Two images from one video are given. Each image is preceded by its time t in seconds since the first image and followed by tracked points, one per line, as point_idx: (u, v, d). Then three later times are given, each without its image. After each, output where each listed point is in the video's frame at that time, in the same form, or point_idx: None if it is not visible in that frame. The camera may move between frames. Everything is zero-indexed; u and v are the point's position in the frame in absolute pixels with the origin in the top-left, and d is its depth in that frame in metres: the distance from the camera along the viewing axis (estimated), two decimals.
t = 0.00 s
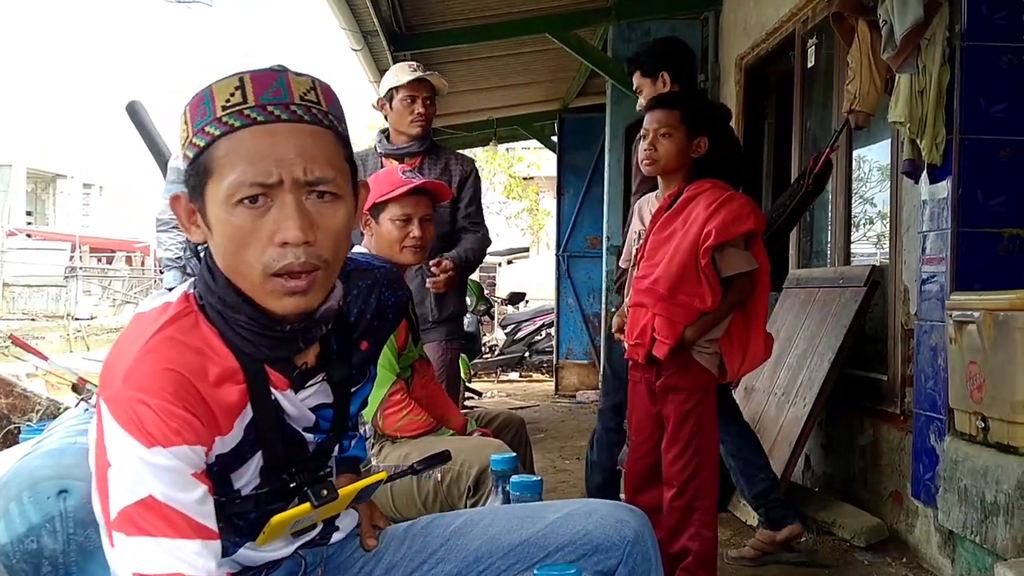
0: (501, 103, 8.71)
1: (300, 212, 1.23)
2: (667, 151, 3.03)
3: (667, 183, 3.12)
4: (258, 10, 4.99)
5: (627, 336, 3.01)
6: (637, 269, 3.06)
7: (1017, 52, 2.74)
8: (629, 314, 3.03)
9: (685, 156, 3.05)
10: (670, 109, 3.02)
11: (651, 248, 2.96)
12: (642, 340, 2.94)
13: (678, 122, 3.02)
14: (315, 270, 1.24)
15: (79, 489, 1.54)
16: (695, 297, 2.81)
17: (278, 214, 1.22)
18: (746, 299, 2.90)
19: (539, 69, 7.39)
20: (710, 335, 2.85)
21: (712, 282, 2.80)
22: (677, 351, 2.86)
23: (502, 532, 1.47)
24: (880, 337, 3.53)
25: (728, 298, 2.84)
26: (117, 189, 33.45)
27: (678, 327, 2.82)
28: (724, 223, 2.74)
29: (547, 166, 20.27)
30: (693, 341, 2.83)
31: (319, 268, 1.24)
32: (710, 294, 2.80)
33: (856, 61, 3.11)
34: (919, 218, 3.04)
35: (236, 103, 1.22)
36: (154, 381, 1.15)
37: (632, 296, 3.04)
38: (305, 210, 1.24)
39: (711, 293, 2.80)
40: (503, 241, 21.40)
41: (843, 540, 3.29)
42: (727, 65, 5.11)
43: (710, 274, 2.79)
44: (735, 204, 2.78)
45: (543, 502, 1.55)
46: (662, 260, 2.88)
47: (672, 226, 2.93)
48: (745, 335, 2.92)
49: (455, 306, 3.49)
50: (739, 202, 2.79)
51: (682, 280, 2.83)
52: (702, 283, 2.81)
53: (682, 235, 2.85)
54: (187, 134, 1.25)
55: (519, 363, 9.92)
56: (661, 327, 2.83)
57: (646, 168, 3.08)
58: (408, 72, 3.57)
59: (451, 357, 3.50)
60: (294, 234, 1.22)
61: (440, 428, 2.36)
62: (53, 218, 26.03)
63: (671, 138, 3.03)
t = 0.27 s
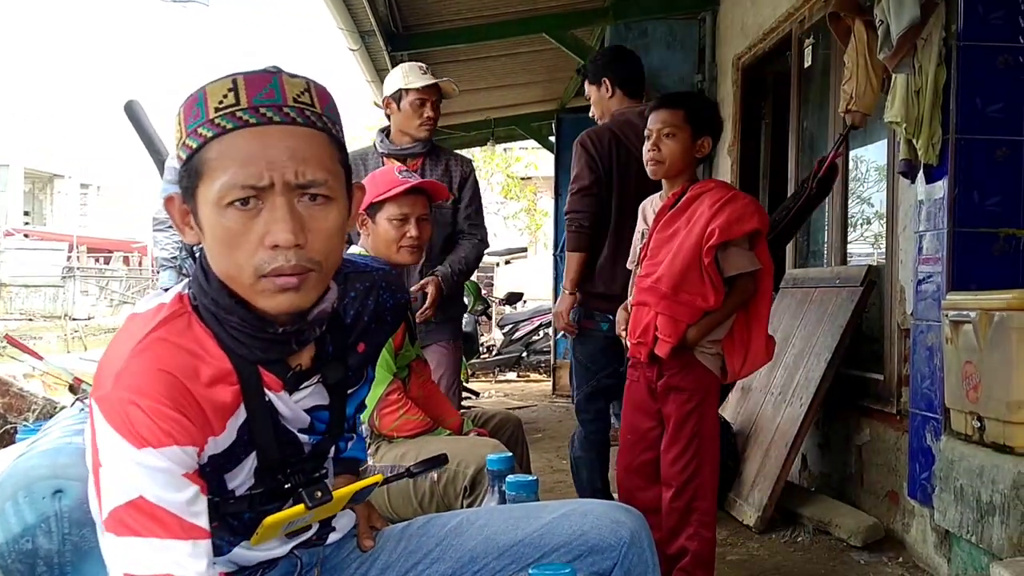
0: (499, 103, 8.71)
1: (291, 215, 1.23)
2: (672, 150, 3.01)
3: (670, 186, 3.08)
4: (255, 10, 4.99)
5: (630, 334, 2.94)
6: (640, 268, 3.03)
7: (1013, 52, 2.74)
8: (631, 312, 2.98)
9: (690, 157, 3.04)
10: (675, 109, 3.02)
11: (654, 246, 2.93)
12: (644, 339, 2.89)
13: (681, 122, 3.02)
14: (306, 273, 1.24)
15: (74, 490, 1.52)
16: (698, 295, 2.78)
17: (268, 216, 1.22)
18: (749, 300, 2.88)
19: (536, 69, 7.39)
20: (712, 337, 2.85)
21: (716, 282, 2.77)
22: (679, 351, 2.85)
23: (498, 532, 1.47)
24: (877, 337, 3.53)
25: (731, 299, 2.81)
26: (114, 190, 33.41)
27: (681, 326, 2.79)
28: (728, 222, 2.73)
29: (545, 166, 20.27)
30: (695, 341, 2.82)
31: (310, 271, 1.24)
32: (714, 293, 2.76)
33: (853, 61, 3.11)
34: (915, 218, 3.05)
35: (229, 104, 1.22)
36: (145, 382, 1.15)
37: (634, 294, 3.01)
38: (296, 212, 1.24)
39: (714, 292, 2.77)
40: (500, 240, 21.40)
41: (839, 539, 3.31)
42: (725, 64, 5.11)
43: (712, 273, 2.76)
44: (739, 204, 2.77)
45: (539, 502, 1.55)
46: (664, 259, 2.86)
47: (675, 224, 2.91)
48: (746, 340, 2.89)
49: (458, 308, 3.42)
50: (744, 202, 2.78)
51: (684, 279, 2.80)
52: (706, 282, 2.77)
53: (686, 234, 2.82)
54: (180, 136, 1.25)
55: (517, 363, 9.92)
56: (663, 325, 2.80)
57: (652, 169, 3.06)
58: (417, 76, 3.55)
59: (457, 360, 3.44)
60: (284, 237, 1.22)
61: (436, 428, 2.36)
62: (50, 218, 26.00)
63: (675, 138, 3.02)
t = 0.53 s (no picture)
0: (497, 102, 8.71)
1: (284, 212, 1.23)
2: (675, 151, 3.01)
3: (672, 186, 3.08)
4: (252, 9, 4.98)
5: (633, 334, 2.92)
6: (641, 268, 3.01)
7: (1009, 51, 2.74)
8: (634, 312, 2.95)
9: (693, 158, 3.04)
10: (679, 111, 3.03)
11: (658, 246, 2.92)
12: (648, 339, 2.86)
13: (684, 122, 3.02)
14: (300, 270, 1.24)
15: (67, 489, 1.52)
16: (704, 296, 2.76)
17: (261, 214, 1.22)
18: (750, 302, 2.87)
19: (534, 69, 7.39)
20: (714, 337, 2.85)
21: (721, 283, 2.76)
22: (682, 351, 2.83)
23: (490, 531, 1.47)
24: (873, 337, 3.53)
25: (734, 301, 2.81)
26: (112, 189, 33.37)
27: (686, 326, 2.78)
28: (739, 223, 2.73)
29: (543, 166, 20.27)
30: (698, 341, 2.81)
31: (304, 269, 1.24)
32: (719, 294, 2.76)
33: (849, 61, 3.11)
34: (911, 218, 3.05)
35: (220, 103, 1.22)
36: (139, 381, 1.14)
37: (636, 293, 2.98)
38: (289, 210, 1.24)
39: (720, 293, 2.76)
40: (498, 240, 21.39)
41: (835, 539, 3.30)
42: (722, 64, 5.12)
43: (719, 275, 2.75)
44: (746, 207, 2.77)
45: (531, 502, 1.55)
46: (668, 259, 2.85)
47: (680, 225, 2.90)
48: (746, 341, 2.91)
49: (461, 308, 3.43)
50: (751, 205, 2.78)
51: (691, 279, 2.77)
52: (712, 283, 2.76)
53: (692, 235, 2.81)
54: (172, 135, 1.25)
55: (514, 362, 9.92)
56: (667, 325, 2.78)
57: (654, 169, 3.05)
58: (430, 75, 3.48)
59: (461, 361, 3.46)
60: (277, 234, 1.21)
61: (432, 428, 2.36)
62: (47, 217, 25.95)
63: (679, 139, 3.01)
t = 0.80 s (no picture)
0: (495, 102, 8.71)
1: (278, 209, 1.23)
2: (673, 150, 3.00)
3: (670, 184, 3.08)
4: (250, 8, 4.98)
5: (638, 334, 2.90)
6: (642, 268, 3.00)
7: (1007, 50, 2.74)
8: (638, 314, 2.92)
9: (691, 157, 3.03)
10: (677, 109, 3.03)
11: (660, 246, 2.90)
12: (655, 339, 2.84)
13: (682, 121, 3.02)
14: (293, 268, 1.24)
15: (63, 488, 1.51)
16: (711, 295, 2.77)
17: (255, 210, 1.22)
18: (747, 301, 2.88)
19: (532, 68, 7.39)
20: (717, 335, 2.86)
21: (727, 282, 2.77)
22: (690, 350, 2.82)
23: (487, 530, 1.46)
24: (871, 336, 3.53)
25: (737, 300, 2.82)
26: (111, 189, 33.36)
27: (695, 325, 2.77)
28: (744, 224, 2.74)
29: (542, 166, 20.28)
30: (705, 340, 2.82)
31: (298, 266, 1.24)
32: (727, 294, 2.77)
33: (847, 60, 3.10)
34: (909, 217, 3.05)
35: (214, 99, 1.21)
36: (133, 379, 1.14)
37: (640, 294, 2.96)
38: (283, 206, 1.24)
39: (727, 292, 2.77)
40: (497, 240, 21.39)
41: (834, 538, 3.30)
42: (720, 63, 5.12)
43: (726, 273, 2.76)
44: (749, 207, 2.77)
45: (528, 501, 1.55)
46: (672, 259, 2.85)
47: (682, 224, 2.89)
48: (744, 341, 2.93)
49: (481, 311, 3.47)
50: (753, 204, 2.79)
51: (699, 278, 2.77)
52: (718, 282, 2.77)
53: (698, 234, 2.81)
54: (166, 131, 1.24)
55: (513, 362, 9.93)
56: (677, 325, 2.77)
57: (652, 166, 3.04)
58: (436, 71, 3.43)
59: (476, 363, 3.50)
60: (271, 230, 1.21)
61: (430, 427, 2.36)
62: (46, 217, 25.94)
63: (676, 138, 3.00)
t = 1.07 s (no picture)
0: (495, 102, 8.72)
1: (269, 209, 1.23)
2: (665, 146, 3.00)
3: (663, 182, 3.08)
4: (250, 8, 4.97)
5: (636, 334, 2.89)
6: (638, 267, 3.00)
7: (1006, 50, 2.74)
8: (635, 313, 2.92)
9: (684, 155, 3.04)
10: (670, 107, 3.02)
11: (655, 245, 2.91)
12: (651, 339, 2.84)
13: (676, 119, 3.01)
14: (284, 268, 1.24)
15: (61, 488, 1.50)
16: (708, 294, 2.76)
17: (246, 210, 1.22)
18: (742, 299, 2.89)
19: (532, 68, 7.39)
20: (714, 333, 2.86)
21: (723, 281, 2.77)
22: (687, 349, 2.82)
23: (484, 531, 1.47)
24: (870, 336, 3.53)
25: (733, 298, 2.82)
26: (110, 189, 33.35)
27: (693, 324, 2.76)
28: (737, 225, 2.74)
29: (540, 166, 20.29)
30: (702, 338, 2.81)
31: (289, 266, 1.24)
32: (723, 292, 2.76)
33: (846, 60, 3.10)
34: (908, 217, 3.05)
35: (208, 98, 1.21)
36: (129, 379, 1.14)
37: (637, 294, 2.95)
38: (274, 206, 1.24)
39: (723, 290, 2.76)
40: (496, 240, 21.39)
41: (832, 538, 3.30)
42: (719, 63, 5.13)
43: (723, 271, 2.76)
44: (743, 204, 2.78)
45: (525, 502, 1.55)
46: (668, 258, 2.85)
47: (677, 223, 2.89)
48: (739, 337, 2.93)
49: (503, 307, 3.43)
50: (746, 202, 2.79)
51: (696, 278, 2.76)
52: (715, 281, 2.76)
53: (693, 233, 2.81)
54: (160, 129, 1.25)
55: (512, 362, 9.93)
56: (674, 324, 2.76)
57: (644, 164, 3.05)
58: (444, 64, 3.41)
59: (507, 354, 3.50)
60: (261, 230, 1.21)
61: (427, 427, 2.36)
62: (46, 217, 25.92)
63: (668, 134, 3.00)
